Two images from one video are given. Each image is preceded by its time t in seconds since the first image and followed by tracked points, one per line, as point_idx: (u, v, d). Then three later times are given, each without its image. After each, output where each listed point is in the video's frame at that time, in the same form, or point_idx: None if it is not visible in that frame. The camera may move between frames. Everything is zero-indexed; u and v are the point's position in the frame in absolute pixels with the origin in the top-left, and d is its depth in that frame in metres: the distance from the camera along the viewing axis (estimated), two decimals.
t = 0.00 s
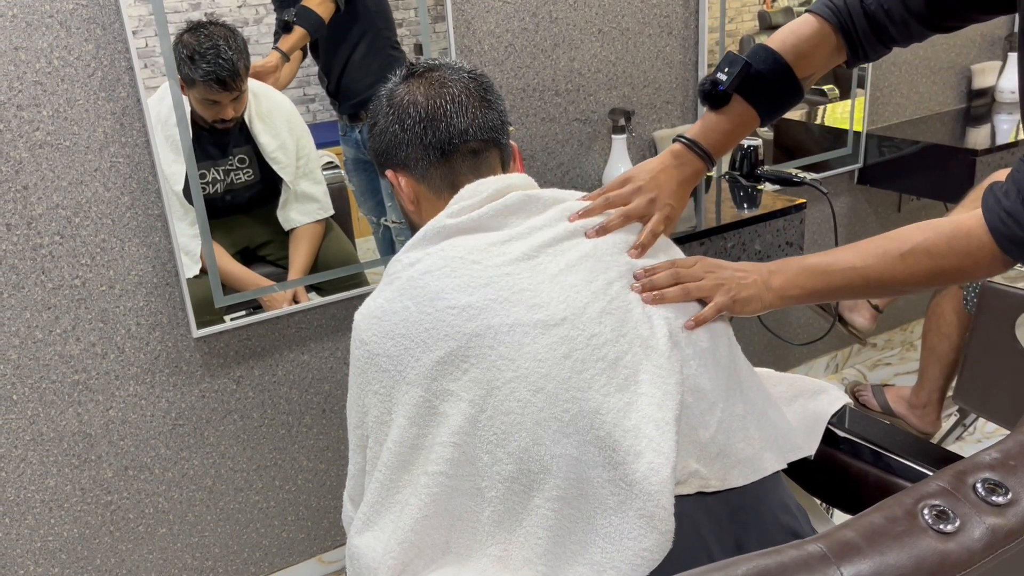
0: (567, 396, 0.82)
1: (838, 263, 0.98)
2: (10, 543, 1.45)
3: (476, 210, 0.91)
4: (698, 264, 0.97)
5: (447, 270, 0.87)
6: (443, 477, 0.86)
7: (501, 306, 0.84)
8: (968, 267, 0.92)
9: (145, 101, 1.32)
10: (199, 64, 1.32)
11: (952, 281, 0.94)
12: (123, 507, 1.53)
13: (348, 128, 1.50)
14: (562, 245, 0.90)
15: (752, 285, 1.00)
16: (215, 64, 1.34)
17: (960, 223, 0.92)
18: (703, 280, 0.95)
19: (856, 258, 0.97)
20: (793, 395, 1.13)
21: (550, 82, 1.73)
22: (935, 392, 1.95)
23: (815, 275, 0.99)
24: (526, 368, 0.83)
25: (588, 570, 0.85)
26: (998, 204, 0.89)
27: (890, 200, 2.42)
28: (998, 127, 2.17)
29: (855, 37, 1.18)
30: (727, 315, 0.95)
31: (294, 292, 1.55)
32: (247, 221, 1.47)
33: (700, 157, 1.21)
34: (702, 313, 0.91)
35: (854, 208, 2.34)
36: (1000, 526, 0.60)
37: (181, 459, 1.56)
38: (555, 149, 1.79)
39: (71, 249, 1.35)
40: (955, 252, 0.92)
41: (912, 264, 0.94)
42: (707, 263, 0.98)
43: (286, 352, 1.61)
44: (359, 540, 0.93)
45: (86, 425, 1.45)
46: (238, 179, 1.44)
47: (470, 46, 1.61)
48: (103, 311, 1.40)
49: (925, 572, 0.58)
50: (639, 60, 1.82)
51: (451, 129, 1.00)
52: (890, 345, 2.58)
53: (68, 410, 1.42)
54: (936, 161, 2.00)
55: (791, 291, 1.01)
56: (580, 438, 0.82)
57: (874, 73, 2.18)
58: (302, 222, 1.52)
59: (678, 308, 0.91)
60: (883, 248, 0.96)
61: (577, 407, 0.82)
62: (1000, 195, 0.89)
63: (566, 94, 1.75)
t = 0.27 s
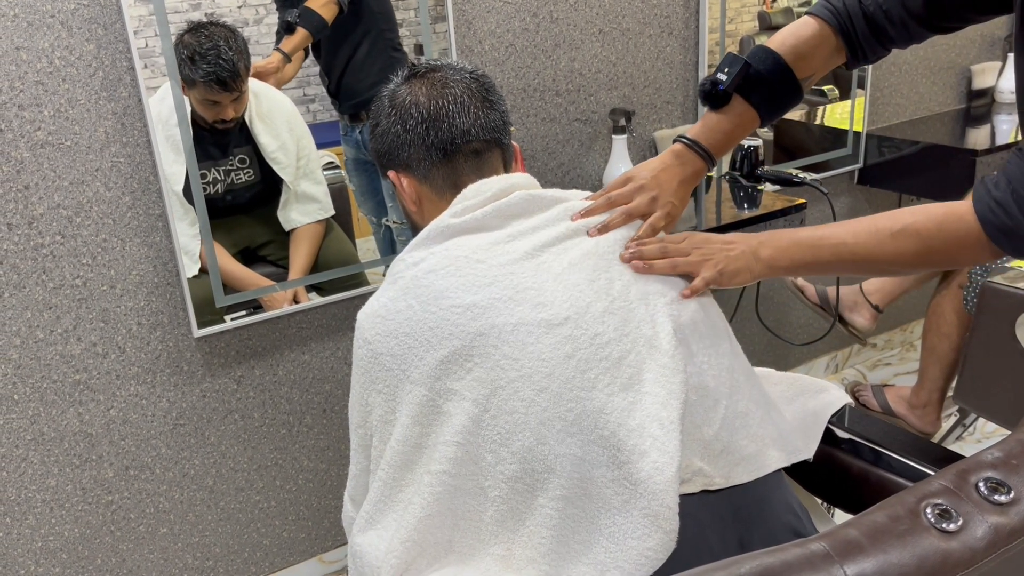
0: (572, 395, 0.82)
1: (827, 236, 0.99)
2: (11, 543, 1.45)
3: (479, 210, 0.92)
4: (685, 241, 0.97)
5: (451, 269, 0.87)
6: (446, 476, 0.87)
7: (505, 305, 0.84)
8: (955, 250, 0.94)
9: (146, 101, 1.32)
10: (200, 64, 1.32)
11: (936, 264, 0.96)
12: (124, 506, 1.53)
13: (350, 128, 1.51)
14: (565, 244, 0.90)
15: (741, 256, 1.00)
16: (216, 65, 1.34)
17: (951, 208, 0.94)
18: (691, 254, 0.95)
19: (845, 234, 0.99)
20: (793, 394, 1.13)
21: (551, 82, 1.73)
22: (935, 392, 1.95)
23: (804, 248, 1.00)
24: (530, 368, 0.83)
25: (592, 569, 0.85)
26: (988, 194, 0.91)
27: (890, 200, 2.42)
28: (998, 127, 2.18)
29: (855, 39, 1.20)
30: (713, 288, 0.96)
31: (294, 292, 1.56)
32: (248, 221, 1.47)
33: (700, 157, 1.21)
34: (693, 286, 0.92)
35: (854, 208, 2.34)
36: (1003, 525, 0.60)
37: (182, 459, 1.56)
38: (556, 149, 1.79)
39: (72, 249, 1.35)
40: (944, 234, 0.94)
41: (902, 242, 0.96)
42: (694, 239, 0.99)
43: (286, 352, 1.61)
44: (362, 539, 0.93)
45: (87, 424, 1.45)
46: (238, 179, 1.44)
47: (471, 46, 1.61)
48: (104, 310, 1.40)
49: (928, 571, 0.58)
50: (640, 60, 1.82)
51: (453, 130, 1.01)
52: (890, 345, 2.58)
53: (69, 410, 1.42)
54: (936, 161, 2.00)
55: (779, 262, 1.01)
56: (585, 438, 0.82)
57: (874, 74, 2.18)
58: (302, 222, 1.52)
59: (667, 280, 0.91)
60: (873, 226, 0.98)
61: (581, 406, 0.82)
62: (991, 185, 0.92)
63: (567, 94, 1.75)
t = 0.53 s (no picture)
0: (573, 394, 0.82)
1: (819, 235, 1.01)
2: (11, 543, 1.45)
3: (480, 210, 0.92)
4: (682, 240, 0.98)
5: (452, 269, 0.87)
6: (447, 474, 0.87)
7: (506, 304, 0.84)
8: (946, 243, 0.95)
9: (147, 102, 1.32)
10: (200, 65, 1.32)
11: (927, 259, 0.97)
12: (125, 507, 1.53)
13: (351, 129, 1.51)
14: (567, 243, 0.90)
15: (737, 258, 1.01)
16: (216, 66, 1.34)
17: (942, 199, 0.95)
18: (687, 254, 0.96)
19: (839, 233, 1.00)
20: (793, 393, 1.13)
21: (551, 82, 1.73)
22: (935, 392, 1.95)
23: (799, 249, 1.01)
24: (531, 367, 0.83)
25: (593, 568, 0.85)
26: (980, 181, 0.92)
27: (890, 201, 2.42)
28: (998, 127, 2.19)
29: (853, 42, 1.21)
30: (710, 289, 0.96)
31: (294, 292, 1.56)
32: (248, 221, 1.47)
33: (700, 157, 1.22)
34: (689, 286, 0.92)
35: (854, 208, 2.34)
36: (1004, 524, 0.60)
37: (183, 459, 1.56)
38: (556, 150, 1.79)
39: (73, 249, 1.35)
40: (934, 226, 0.95)
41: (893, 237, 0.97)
42: (690, 240, 0.99)
43: (287, 352, 1.61)
44: (364, 538, 0.93)
45: (88, 425, 1.45)
46: (239, 180, 1.44)
47: (471, 46, 1.61)
48: (105, 311, 1.40)
49: (929, 569, 0.58)
50: (640, 61, 1.83)
51: (454, 130, 1.01)
52: (889, 346, 2.58)
53: (70, 410, 1.42)
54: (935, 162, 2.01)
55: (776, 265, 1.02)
56: (585, 436, 0.82)
57: (874, 74, 2.19)
58: (302, 222, 1.53)
59: (664, 279, 0.91)
60: (866, 222, 0.99)
61: (582, 405, 0.82)
62: (984, 173, 0.92)
63: (567, 95, 1.76)
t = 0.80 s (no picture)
0: (572, 391, 0.82)
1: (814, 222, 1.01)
2: (10, 543, 1.44)
3: (478, 208, 0.92)
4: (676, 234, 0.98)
5: (450, 268, 0.87)
6: (446, 473, 0.87)
7: (504, 302, 0.84)
8: (942, 224, 0.96)
9: (147, 101, 1.32)
10: (200, 65, 1.32)
11: (923, 239, 0.98)
12: (124, 506, 1.53)
13: (349, 128, 1.50)
14: (565, 241, 0.90)
15: (732, 249, 1.01)
16: (216, 65, 1.34)
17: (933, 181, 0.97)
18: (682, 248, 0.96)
19: (834, 219, 1.01)
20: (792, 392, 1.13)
21: (550, 82, 1.73)
22: (934, 391, 1.96)
23: (793, 236, 1.02)
24: (530, 365, 0.83)
25: (592, 565, 0.85)
26: (975, 158, 0.92)
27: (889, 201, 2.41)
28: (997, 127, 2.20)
29: (852, 30, 1.21)
30: (705, 281, 0.97)
31: (294, 292, 1.56)
32: (247, 221, 1.47)
33: (697, 141, 1.21)
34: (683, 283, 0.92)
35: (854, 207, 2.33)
36: (1004, 521, 0.60)
37: (182, 459, 1.56)
38: (555, 149, 1.79)
39: (71, 248, 1.35)
40: (930, 208, 0.96)
41: (888, 220, 0.98)
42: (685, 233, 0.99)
43: (286, 351, 1.61)
44: (363, 537, 0.93)
45: (87, 424, 1.45)
46: (238, 180, 1.44)
47: (470, 46, 1.61)
48: (103, 310, 1.40)
49: (929, 566, 0.58)
50: (639, 61, 1.83)
51: (454, 129, 1.01)
52: (888, 346, 2.59)
53: (68, 409, 1.42)
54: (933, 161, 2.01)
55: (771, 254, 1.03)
56: (584, 434, 0.82)
57: (873, 74, 2.19)
58: (301, 222, 1.53)
59: (661, 277, 0.91)
60: (860, 207, 1.00)
61: (581, 403, 0.82)
62: (979, 150, 0.93)
63: (566, 95, 1.76)
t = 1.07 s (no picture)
0: (569, 392, 0.83)
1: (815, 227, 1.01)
2: (9, 542, 1.44)
3: (476, 208, 0.92)
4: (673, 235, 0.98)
5: (448, 269, 0.87)
6: (444, 473, 0.87)
7: (502, 303, 0.85)
8: (942, 224, 0.96)
9: (146, 101, 1.32)
10: (200, 65, 1.33)
11: (924, 241, 0.98)
12: (123, 506, 1.53)
13: (347, 129, 1.51)
14: (562, 242, 0.90)
15: (731, 251, 1.02)
16: (215, 66, 1.35)
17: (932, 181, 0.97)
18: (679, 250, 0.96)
19: (834, 220, 1.01)
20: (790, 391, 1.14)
21: (549, 82, 1.73)
22: (932, 392, 1.96)
23: (793, 238, 1.02)
24: (527, 365, 0.83)
25: (590, 565, 0.85)
26: (972, 160, 0.93)
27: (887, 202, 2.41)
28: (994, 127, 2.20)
29: (841, 40, 1.22)
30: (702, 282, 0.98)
31: (293, 292, 1.56)
32: (247, 221, 1.47)
33: (683, 146, 1.21)
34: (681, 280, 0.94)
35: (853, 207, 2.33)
36: (1000, 520, 0.61)
37: (181, 459, 1.56)
38: (554, 150, 1.79)
39: (71, 248, 1.35)
40: (928, 207, 0.96)
41: (889, 222, 0.98)
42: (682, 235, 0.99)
43: (285, 351, 1.61)
44: (361, 537, 0.93)
45: (86, 424, 1.45)
46: (237, 180, 1.44)
47: (469, 46, 1.61)
48: (103, 310, 1.40)
49: (925, 565, 0.58)
50: (638, 61, 1.83)
51: (452, 129, 1.01)
52: (887, 346, 2.59)
53: (68, 409, 1.42)
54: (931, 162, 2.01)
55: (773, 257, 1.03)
56: (582, 434, 0.83)
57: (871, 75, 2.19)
58: (300, 222, 1.53)
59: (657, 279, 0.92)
60: (860, 209, 1.00)
61: (578, 403, 0.83)
62: (976, 152, 0.93)
63: (565, 95, 1.76)
